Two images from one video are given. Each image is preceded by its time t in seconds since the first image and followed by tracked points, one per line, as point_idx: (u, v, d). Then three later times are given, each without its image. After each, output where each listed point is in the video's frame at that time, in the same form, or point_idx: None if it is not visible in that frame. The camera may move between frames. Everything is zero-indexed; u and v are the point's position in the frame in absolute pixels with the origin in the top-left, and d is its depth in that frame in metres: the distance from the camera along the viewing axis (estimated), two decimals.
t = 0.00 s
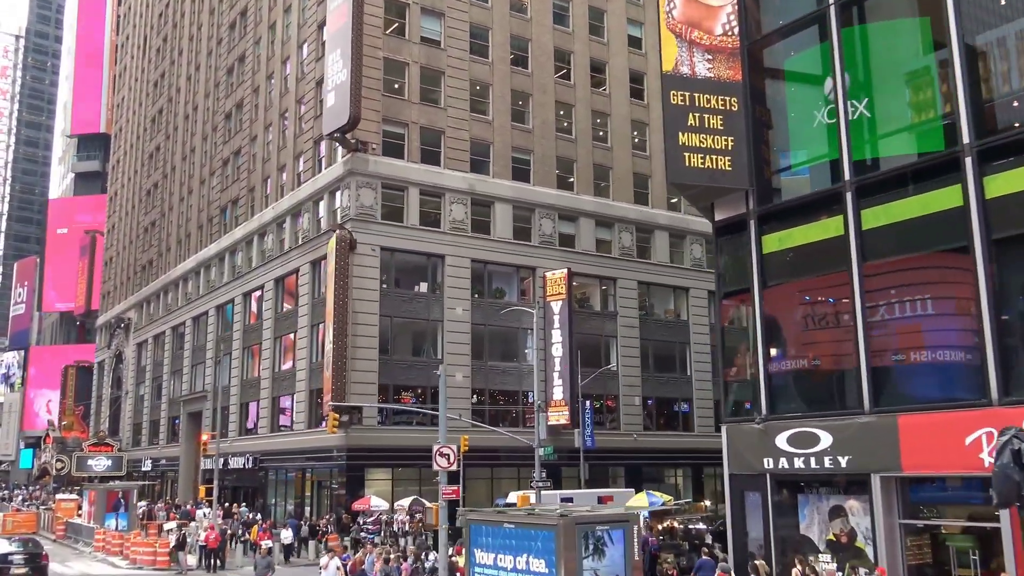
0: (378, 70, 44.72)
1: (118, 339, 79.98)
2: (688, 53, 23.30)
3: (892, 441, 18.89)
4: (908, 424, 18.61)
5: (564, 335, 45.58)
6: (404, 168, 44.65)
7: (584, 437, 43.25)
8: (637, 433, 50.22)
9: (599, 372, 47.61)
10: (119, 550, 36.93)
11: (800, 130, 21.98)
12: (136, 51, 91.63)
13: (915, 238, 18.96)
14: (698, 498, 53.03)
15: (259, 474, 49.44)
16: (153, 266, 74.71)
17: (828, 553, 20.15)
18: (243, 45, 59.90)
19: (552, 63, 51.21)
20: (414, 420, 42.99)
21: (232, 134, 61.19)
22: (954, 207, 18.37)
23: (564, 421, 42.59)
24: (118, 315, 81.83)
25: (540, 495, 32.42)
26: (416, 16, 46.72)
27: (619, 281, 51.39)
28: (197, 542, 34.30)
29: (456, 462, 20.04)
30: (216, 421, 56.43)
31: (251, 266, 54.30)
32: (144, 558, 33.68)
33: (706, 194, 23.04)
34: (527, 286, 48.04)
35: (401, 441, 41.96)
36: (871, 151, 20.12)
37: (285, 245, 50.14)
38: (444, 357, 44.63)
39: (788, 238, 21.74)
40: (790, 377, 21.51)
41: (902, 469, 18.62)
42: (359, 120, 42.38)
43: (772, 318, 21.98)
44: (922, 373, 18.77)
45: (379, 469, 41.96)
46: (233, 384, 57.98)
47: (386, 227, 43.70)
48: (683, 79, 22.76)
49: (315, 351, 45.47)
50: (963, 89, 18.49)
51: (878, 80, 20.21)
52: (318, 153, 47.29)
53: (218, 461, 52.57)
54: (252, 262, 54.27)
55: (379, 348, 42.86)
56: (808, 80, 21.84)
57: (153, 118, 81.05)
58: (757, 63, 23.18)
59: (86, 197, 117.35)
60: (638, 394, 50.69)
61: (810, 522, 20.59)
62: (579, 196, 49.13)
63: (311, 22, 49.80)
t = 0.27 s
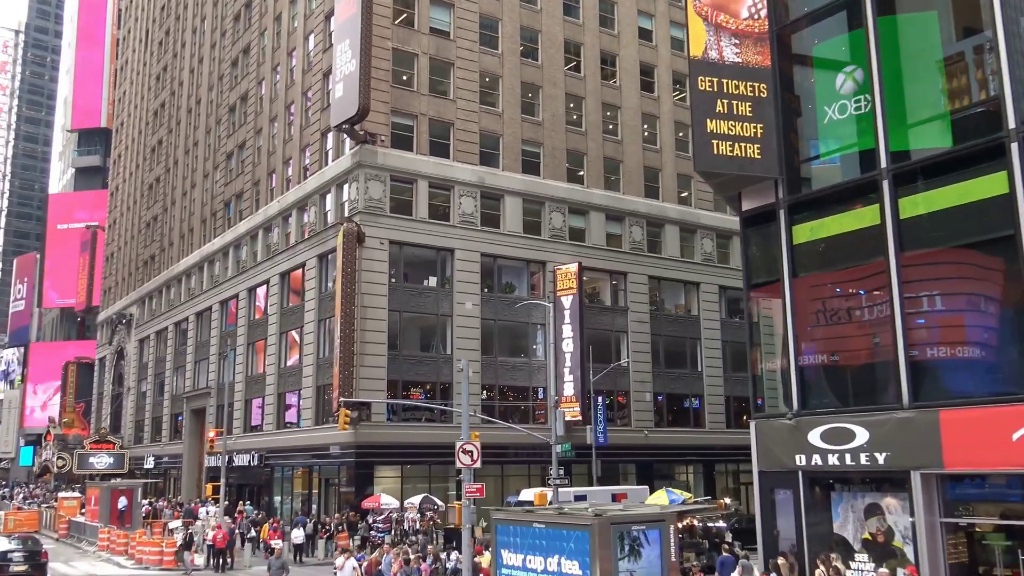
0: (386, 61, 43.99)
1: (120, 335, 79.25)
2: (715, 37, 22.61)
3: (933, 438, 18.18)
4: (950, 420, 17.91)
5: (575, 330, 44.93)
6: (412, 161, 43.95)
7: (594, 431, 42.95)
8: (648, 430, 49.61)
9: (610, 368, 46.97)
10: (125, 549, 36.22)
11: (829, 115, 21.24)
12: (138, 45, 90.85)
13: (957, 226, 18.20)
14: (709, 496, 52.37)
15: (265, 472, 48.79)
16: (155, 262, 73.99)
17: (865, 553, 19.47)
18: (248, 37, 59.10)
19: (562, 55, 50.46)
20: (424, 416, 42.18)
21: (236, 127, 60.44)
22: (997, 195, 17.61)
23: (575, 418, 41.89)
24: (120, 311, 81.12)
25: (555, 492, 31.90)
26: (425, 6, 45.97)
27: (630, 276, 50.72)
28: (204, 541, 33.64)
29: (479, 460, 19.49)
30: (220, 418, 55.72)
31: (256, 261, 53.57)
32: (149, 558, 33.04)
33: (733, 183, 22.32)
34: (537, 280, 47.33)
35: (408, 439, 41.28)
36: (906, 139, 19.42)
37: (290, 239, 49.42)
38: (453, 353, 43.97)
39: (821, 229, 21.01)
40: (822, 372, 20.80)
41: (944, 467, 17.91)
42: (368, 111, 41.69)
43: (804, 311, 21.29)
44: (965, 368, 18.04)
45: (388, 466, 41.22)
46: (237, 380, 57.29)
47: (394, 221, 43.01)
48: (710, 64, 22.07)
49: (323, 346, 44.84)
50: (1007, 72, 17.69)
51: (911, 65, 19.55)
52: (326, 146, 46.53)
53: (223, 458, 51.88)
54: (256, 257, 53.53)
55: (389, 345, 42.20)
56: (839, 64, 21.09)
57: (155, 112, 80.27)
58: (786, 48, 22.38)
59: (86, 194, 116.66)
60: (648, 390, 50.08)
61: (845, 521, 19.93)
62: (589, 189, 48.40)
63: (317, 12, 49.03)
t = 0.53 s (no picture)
0: (394, 50, 43.23)
1: (122, 330, 78.53)
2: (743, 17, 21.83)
3: (976, 433, 17.47)
4: (994, 414, 17.20)
5: (586, 325, 44.24)
6: (421, 152, 43.21)
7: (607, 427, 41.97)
8: (659, 426, 48.94)
9: (622, 364, 46.28)
10: (131, 546, 35.59)
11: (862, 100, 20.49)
12: (139, 38, 89.93)
13: (1001, 212, 17.49)
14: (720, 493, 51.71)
15: (271, 468, 48.13)
16: (157, 256, 73.23)
17: (901, 552, 18.77)
18: (251, 27, 58.27)
19: (572, 45, 49.68)
20: (433, 412, 41.50)
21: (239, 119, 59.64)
22: None
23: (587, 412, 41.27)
24: (122, 306, 80.34)
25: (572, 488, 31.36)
26: None
27: (641, 270, 49.99)
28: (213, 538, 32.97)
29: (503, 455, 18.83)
30: (225, 414, 55.04)
31: (260, 255, 52.84)
32: (158, 556, 32.38)
33: (763, 169, 21.58)
34: (547, 274, 46.60)
35: (418, 434, 40.60)
36: (945, 123, 18.77)
37: (296, 232, 48.67)
38: (463, 348, 43.26)
39: (854, 217, 20.31)
40: (856, 365, 20.09)
41: (988, 464, 17.19)
42: (376, 101, 40.94)
43: (836, 301, 20.56)
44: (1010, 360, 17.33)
45: (397, 463, 40.55)
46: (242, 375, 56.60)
47: (403, 213, 42.28)
48: (739, 45, 21.30)
49: (331, 340, 44.13)
50: None
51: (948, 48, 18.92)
52: (332, 137, 45.78)
53: (227, 455, 51.18)
54: (261, 250, 52.78)
55: (398, 339, 41.53)
56: (872, 48, 20.35)
57: (157, 105, 79.42)
58: (818, 29, 21.60)
59: (86, 188, 115.47)
60: (659, 386, 49.42)
61: (879, 519, 19.22)
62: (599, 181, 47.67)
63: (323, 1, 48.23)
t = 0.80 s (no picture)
0: (400, 41, 42.60)
1: (122, 326, 77.87)
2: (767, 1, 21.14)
3: (1013, 429, 16.88)
4: None
5: (594, 320, 43.66)
6: (427, 145, 42.57)
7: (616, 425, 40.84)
8: (667, 423, 48.41)
9: (631, 360, 45.73)
10: (134, 544, 35.00)
11: (886, 86, 19.99)
12: (139, 31, 89.17)
13: None
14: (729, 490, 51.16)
15: (275, 466, 47.54)
16: (158, 251, 72.57)
17: (932, 552, 18.18)
18: (254, 19, 57.58)
19: (579, 37, 49.03)
20: (439, 408, 40.88)
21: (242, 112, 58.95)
22: None
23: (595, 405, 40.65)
24: (122, 302, 79.65)
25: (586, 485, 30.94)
26: None
27: (649, 265, 49.37)
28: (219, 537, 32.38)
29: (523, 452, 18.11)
30: (227, 411, 54.43)
31: (263, 249, 52.19)
32: (162, 556, 31.76)
33: (788, 158, 20.98)
34: (554, 269, 45.97)
35: (424, 431, 40.00)
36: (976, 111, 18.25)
37: (300, 226, 47.99)
38: (470, 343, 42.62)
39: (882, 207, 19.73)
40: (885, 359, 19.49)
41: None
42: (382, 92, 40.29)
43: (864, 294, 19.95)
44: None
45: (403, 460, 39.96)
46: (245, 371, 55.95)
47: (409, 206, 41.64)
48: (764, 30, 20.61)
49: (336, 336, 43.45)
50: None
51: (976, 34, 18.47)
52: (337, 130, 45.12)
53: (230, 452, 50.54)
54: (264, 245, 52.11)
55: (405, 335, 40.93)
56: (899, 34, 19.86)
57: (157, 99, 78.68)
58: (845, 13, 20.90)
59: (86, 183, 114.41)
60: (667, 382, 48.88)
61: (909, 519, 18.65)
62: (607, 175, 47.04)
63: None
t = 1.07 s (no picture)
0: (407, 30, 41.83)
1: (121, 321, 77.06)
2: None
3: None
4: None
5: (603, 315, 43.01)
6: (434, 136, 41.82)
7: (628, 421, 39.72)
8: (676, 419, 47.74)
9: (640, 355, 45.06)
10: (137, 542, 34.35)
11: (915, 70, 19.40)
12: (138, 23, 88.23)
13: None
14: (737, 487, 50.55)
15: (278, 462, 46.84)
16: (158, 245, 71.76)
17: (969, 552, 17.51)
18: (255, 9, 56.74)
19: (587, 27, 48.27)
20: (446, 404, 40.17)
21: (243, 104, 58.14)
22: None
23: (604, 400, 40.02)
24: (121, 297, 78.82)
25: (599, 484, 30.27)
26: None
27: (657, 259, 48.69)
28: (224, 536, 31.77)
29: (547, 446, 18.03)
30: (229, 407, 53.71)
31: (266, 243, 51.42)
32: (166, 554, 31.15)
33: (816, 145, 20.27)
34: (562, 262, 45.27)
35: (431, 427, 39.32)
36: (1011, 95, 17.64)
37: (304, 219, 47.22)
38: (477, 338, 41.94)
39: (915, 196, 19.08)
40: (918, 353, 18.82)
41: None
42: (388, 82, 39.56)
43: (897, 284, 19.24)
44: None
45: (410, 456, 39.28)
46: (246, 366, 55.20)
47: (415, 198, 40.90)
48: (793, 12, 19.91)
49: (342, 330, 42.70)
50: None
51: (1010, 15, 17.86)
52: (342, 120, 44.36)
53: (232, 448, 49.83)
54: (266, 238, 51.34)
55: (411, 330, 40.24)
56: (927, 17, 19.29)
57: (157, 91, 77.79)
58: None
59: (82, 179, 113.72)
60: (676, 378, 48.26)
61: (943, 518, 18.00)
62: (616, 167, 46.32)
63: None
